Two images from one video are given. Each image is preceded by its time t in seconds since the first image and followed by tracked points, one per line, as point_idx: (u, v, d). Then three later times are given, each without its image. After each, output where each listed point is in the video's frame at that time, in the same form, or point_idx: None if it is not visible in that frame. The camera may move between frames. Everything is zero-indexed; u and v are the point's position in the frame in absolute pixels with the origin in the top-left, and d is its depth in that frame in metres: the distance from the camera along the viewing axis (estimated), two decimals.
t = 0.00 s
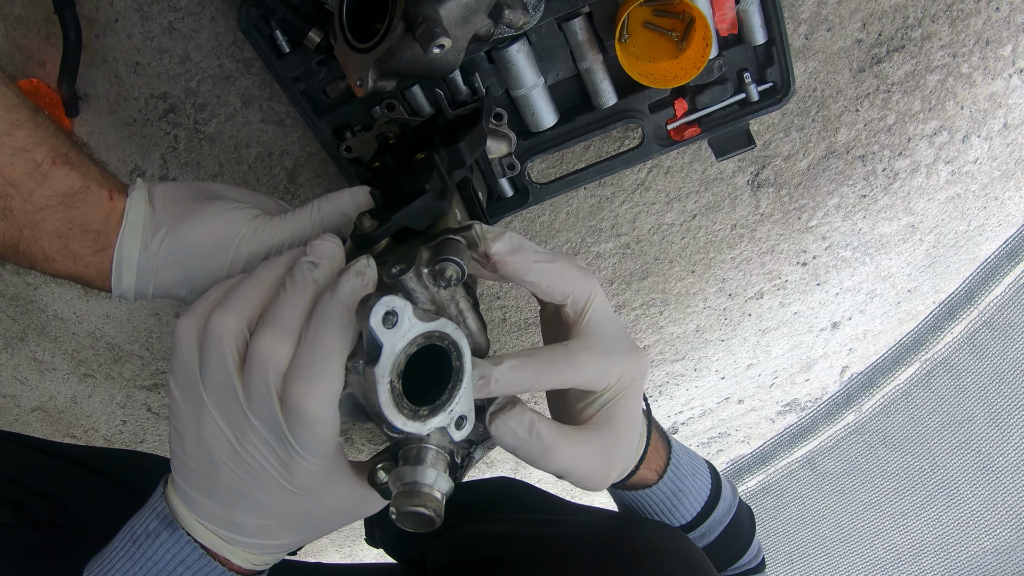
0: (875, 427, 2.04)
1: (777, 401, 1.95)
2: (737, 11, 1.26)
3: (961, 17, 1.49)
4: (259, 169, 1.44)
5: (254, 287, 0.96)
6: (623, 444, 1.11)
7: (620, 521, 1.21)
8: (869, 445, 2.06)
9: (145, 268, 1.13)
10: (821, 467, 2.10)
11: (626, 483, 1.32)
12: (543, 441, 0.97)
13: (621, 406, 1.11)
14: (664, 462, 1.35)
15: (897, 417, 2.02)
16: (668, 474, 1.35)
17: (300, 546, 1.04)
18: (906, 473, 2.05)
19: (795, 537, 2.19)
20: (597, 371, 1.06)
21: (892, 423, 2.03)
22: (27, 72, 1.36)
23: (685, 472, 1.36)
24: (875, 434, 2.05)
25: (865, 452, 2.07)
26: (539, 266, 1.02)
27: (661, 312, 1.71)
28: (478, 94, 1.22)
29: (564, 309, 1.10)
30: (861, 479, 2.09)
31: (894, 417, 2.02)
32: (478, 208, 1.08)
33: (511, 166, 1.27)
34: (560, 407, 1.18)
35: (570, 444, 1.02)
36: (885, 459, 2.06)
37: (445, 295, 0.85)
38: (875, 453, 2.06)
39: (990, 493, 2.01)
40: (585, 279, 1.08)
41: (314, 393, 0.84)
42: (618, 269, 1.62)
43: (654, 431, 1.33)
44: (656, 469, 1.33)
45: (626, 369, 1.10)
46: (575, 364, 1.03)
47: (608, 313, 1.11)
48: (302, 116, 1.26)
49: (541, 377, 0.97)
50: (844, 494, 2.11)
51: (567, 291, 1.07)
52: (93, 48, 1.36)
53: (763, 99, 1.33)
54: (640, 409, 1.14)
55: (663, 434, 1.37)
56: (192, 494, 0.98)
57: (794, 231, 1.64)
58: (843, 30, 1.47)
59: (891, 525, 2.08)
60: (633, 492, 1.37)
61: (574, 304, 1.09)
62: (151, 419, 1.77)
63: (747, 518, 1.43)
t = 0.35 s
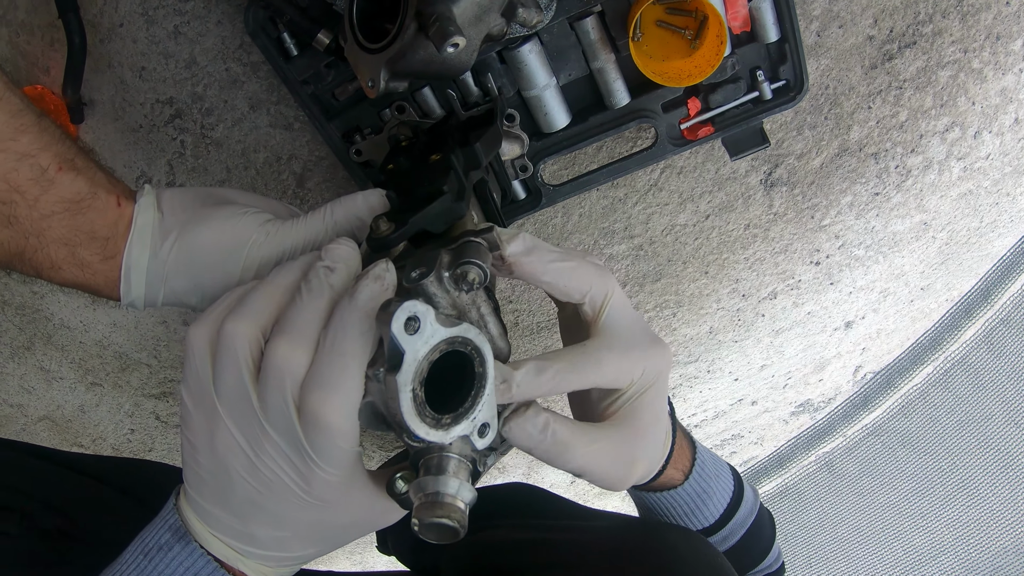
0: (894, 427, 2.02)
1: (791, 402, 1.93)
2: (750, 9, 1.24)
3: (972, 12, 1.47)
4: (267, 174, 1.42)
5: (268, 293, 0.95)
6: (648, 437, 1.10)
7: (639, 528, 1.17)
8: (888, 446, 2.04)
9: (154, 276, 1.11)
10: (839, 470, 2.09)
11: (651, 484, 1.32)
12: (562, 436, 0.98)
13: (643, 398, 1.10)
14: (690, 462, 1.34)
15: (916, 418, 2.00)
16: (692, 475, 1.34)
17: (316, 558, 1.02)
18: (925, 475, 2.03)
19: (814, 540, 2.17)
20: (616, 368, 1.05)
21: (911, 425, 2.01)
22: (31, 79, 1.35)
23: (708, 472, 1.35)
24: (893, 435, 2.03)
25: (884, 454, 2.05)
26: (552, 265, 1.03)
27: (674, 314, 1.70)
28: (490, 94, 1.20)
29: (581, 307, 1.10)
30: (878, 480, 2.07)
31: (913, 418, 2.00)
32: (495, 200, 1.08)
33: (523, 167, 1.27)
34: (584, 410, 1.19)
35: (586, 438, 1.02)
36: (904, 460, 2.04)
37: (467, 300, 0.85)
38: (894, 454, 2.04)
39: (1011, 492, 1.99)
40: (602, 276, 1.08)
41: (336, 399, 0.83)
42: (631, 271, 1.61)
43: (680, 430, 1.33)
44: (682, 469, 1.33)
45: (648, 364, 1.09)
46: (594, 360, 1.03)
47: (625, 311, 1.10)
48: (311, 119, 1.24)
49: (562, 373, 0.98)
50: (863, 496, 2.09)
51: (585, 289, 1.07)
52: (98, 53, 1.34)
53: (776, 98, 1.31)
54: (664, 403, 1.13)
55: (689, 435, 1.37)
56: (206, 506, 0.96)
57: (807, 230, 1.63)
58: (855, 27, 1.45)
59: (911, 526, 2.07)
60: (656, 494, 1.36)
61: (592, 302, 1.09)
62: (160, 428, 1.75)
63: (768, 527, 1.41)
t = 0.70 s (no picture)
0: (908, 426, 2.02)
1: (801, 400, 1.92)
2: (757, 5, 1.23)
3: (978, 4, 1.46)
4: (274, 177, 1.41)
5: (279, 294, 0.94)
6: (667, 441, 1.08)
7: (648, 534, 1.11)
8: (902, 444, 2.04)
9: (162, 278, 1.10)
10: (856, 469, 2.09)
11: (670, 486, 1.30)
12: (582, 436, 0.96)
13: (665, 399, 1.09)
14: (708, 463, 1.33)
15: (929, 416, 2.00)
16: (711, 475, 1.33)
17: (329, 562, 1.01)
18: (939, 471, 2.02)
19: (828, 540, 2.16)
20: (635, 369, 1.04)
21: (924, 422, 2.00)
22: (35, 84, 1.34)
23: (727, 474, 1.34)
24: (908, 432, 2.02)
25: (897, 451, 2.05)
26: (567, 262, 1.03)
27: (684, 313, 1.69)
28: (497, 93, 1.20)
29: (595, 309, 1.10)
30: (893, 478, 2.07)
31: (926, 416, 2.00)
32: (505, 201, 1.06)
33: (533, 167, 1.26)
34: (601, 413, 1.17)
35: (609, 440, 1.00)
36: (917, 458, 2.03)
37: (481, 299, 0.84)
38: (907, 451, 2.04)
39: None
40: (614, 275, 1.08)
41: (350, 402, 0.82)
42: (641, 271, 1.60)
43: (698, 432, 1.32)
44: (701, 471, 1.32)
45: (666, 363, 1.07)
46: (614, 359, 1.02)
47: (640, 311, 1.11)
48: (318, 121, 1.23)
49: (581, 372, 0.96)
50: (878, 495, 2.09)
51: (598, 289, 1.07)
52: (102, 58, 1.33)
53: (786, 93, 1.29)
54: (683, 402, 1.11)
55: (706, 437, 1.36)
56: (218, 512, 0.95)
57: (816, 227, 1.62)
58: (862, 22, 1.44)
59: (927, 524, 2.06)
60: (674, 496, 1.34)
61: (605, 303, 1.09)
62: (168, 434, 1.74)
63: (785, 526, 1.40)
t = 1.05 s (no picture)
0: (913, 421, 2.02)
1: (806, 396, 1.92)
2: (758, 3, 1.22)
3: None
4: (279, 180, 1.42)
5: (290, 297, 0.94)
6: (669, 445, 1.10)
7: (661, 530, 1.11)
8: (908, 439, 2.04)
9: (172, 282, 1.11)
10: (860, 465, 2.09)
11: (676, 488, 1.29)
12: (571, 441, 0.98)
13: (670, 400, 1.10)
14: (714, 464, 1.33)
15: (935, 411, 2.00)
16: (717, 476, 1.33)
17: (341, 563, 1.02)
18: (945, 467, 2.03)
19: (835, 537, 2.17)
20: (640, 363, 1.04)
21: (929, 417, 2.01)
22: (40, 91, 1.35)
23: (733, 473, 1.34)
24: (913, 427, 2.02)
25: (903, 447, 2.05)
26: (573, 263, 1.04)
27: (689, 311, 1.69)
28: (501, 94, 1.20)
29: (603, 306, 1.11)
30: (899, 474, 2.07)
31: (933, 409, 2.00)
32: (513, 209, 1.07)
33: (536, 167, 1.27)
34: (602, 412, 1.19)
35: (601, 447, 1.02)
36: (923, 453, 2.03)
37: (490, 299, 0.85)
38: (913, 446, 2.04)
39: None
40: (621, 271, 1.09)
41: (363, 403, 0.83)
42: (645, 269, 1.61)
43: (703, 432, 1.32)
44: (707, 471, 1.32)
45: (674, 363, 1.08)
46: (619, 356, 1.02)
47: (647, 308, 1.11)
48: (323, 124, 1.24)
49: (584, 371, 0.97)
50: (885, 490, 2.09)
51: (606, 286, 1.08)
52: (107, 64, 1.34)
53: (787, 90, 1.30)
54: (688, 403, 1.13)
55: (711, 436, 1.36)
56: (230, 514, 0.95)
57: (820, 223, 1.62)
58: (863, 18, 1.44)
59: (932, 519, 2.07)
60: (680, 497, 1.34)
61: (614, 300, 1.10)
62: (175, 436, 1.75)
63: (792, 522, 1.40)
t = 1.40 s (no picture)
0: (916, 419, 2.01)
1: (808, 395, 1.92)
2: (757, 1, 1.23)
3: None
4: (278, 181, 1.42)
5: (287, 300, 0.94)
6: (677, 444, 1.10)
7: (665, 532, 1.10)
8: (910, 438, 2.03)
9: (170, 284, 1.11)
10: (862, 464, 2.08)
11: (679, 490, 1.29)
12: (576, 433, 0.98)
13: (679, 405, 1.10)
14: (718, 467, 1.33)
15: (937, 410, 1.99)
16: (721, 479, 1.33)
17: (341, 565, 1.02)
18: (948, 466, 2.02)
19: (838, 536, 2.16)
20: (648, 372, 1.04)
21: (930, 415, 2.00)
22: (37, 93, 1.34)
23: (737, 475, 1.34)
24: (915, 427, 2.02)
25: (905, 446, 2.04)
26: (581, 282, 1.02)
27: (690, 310, 1.69)
28: (499, 94, 1.20)
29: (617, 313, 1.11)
30: (901, 473, 2.06)
31: (933, 409, 1.99)
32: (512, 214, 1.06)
33: (536, 167, 1.26)
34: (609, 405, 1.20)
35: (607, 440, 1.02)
36: (926, 452, 2.03)
37: (488, 300, 0.84)
38: (915, 446, 2.03)
39: None
40: (633, 280, 1.08)
41: (360, 407, 0.83)
42: (646, 268, 1.60)
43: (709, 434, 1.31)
44: (711, 475, 1.31)
45: (685, 368, 1.09)
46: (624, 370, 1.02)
47: (660, 312, 1.11)
48: (321, 126, 1.23)
49: (591, 378, 0.98)
50: (887, 489, 2.08)
51: (619, 295, 1.07)
52: (104, 66, 1.34)
53: (787, 88, 1.29)
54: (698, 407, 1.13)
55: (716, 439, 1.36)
56: (229, 518, 0.95)
57: (821, 221, 1.61)
58: (863, 15, 1.44)
59: (935, 518, 2.06)
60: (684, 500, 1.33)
61: (627, 307, 1.09)
62: (176, 438, 1.75)
63: (795, 522, 1.40)
